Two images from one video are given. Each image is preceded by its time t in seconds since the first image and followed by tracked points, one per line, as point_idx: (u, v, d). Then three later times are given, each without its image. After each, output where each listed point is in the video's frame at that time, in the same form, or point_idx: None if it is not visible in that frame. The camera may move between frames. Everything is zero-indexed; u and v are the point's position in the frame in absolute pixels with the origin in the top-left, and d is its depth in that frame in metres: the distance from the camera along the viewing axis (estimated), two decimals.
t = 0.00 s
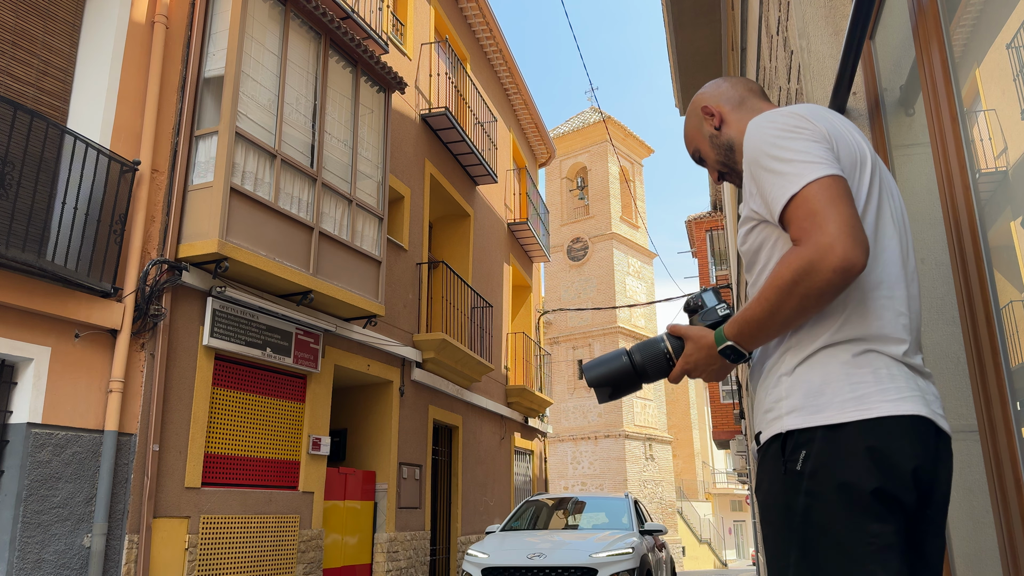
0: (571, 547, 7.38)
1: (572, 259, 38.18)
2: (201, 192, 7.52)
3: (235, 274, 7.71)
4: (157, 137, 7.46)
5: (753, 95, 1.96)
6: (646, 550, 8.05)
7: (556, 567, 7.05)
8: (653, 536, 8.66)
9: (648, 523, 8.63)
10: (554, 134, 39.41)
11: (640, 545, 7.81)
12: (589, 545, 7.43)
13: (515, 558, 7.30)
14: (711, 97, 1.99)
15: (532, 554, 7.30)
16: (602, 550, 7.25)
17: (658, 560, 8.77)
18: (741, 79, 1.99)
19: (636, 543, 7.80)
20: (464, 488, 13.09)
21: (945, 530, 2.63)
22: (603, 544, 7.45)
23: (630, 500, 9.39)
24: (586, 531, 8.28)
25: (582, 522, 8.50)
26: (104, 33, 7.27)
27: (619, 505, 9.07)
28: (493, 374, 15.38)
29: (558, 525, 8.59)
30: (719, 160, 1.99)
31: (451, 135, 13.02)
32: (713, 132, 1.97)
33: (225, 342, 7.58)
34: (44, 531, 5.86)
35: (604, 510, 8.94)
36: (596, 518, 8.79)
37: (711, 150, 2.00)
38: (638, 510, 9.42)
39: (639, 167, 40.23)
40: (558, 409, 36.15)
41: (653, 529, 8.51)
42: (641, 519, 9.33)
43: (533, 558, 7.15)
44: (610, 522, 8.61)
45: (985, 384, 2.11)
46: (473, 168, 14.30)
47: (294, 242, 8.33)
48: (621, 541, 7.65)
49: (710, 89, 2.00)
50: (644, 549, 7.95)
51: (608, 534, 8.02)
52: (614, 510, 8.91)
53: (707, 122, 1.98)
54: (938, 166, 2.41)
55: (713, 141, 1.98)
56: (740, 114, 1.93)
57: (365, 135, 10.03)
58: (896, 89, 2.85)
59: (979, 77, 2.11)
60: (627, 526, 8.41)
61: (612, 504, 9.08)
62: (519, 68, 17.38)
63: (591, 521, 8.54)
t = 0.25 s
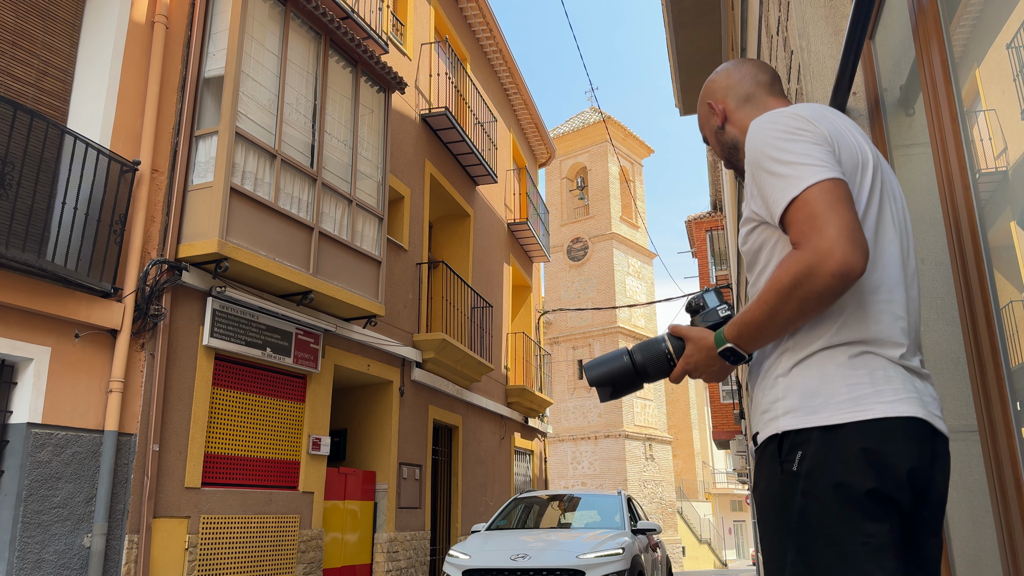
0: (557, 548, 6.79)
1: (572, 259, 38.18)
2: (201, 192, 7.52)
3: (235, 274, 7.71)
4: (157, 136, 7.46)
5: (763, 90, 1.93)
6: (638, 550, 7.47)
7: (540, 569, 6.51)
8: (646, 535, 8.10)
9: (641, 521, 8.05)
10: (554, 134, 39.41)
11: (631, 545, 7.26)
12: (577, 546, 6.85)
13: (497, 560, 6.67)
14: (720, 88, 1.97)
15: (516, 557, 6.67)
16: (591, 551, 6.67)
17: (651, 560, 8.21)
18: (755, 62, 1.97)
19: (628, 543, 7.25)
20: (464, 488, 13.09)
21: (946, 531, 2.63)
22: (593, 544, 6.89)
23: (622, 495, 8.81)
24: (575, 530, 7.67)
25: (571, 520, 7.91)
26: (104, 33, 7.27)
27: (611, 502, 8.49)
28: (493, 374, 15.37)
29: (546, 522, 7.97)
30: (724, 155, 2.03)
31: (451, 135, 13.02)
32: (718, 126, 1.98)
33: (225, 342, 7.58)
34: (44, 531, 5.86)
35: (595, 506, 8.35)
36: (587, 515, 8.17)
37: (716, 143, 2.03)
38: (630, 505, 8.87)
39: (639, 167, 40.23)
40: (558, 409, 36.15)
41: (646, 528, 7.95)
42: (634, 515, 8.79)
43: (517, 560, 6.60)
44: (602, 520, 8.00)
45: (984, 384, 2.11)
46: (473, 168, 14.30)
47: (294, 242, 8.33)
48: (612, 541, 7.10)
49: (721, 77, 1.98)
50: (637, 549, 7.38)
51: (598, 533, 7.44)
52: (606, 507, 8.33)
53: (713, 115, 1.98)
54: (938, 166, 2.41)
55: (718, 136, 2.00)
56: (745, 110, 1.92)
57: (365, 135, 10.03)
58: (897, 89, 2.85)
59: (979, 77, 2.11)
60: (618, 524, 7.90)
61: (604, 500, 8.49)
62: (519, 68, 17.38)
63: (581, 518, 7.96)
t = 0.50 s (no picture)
0: (541, 549, 6.30)
1: (572, 259, 38.18)
2: (201, 192, 7.52)
3: (235, 274, 7.71)
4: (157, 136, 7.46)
5: (771, 83, 1.92)
6: (628, 551, 6.96)
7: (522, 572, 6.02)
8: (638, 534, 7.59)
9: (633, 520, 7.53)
10: (554, 134, 39.41)
11: (621, 545, 6.77)
12: (563, 546, 6.36)
13: (477, 562, 6.19)
14: (729, 80, 1.97)
15: (497, 558, 6.17)
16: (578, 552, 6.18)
17: (644, 560, 7.70)
18: (767, 52, 1.97)
19: (618, 542, 6.75)
20: (464, 488, 13.09)
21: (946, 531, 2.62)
22: (579, 544, 6.40)
23: (614, 492, 8.29)
24: (562, 529, 7.16)
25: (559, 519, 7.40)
26: (104, 33, 7.27)
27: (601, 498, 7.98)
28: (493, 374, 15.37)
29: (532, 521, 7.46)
30: (732, 147, 2.04)
31: (451, 135, 13.02)
32: (725, 119, 1.99)
33: (225, 342, 7.58)
34: (44, 531, 5.85)
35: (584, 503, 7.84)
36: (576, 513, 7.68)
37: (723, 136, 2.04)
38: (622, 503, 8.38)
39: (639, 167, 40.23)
40: (558, 409, 36.14)
41: (639, 526, 7.43)
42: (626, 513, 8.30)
43: (497, 561, 6.12)
44: (592, 519, 7.50)
45: (984, 384, 2.11)
46: (473, 168, 14.30)
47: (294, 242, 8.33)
48: (601, 541, 6.60)
49: (733, 68, 1.97)
50: (627, 549, 6.88)
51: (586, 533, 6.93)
52: (597, 504, 7.81)
53: (722, 107, 1.99)
54: (938, 166, 2.41)
55: (726, 128, 2.01)
56: (753, 105, 1.92)
57: (365, 135, 10.03)
58: (897, 89, 2.85)
59: (979, 77, 2.11)
60: (608, 523, 7.38)
61: (594, 497, 7.98)
62: (519, 68, 17.38)
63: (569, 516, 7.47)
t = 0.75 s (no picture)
0: (522, 548, 5.83)
1: (572, 259, 38.18)
2: (201, 192, 7.52)
3: (235, 274, 7.71)
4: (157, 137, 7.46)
5: (778, 77, 1.92)
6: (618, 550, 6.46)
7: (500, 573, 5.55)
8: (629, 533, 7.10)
9: (624, 517, 7.04)
10: (554, 134, 39.41)
11: (611, 543, 6.30)
12: (547, 544, 5.89)
13: (452, 562, 5.71)
14: (737, 72, 1.97)
15: (473, 558, 5.70)
16: (563, 552, 5.72)
17: (637, 560, 7.22)
18: (775, 44, 1.96)
19: (607, 541, 6.28)
20: (464, 488, 13.09)
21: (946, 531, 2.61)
22: (565, 543, 5.94)
23: (605, 488, 7.80)
24: (549, 526, 6.68)
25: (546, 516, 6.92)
26: (104, 33, 7.27)
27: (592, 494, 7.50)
28: (493, 374, 15.37)
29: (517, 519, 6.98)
30: (737, 141, 2.04)
31: (451, 134, 13.02)
32: (731, 112, 1.99)
33: (225, 342, 7.58)
34: (43, 531, 5.85)
35: (573, 500, 7.36)
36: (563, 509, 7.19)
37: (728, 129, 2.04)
38: (613, 500, 7.92)
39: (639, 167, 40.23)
40: (558, 409, 36.13)
41: (630, 524, 6.95)
42: (618, 510, 7.82)
43: (473, 562, 5.64)
44: (580, 515, 7.02)
45: (984, 384, 2.11)
46: (473, 168, 14.30)
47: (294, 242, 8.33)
48: (589, 539, 6.14)
49: (742, 60, 1.97)
50: (618, 548, 6.41)
51: (572, 531, 6.44)
52: (587, 500, 7.32)
53: (728, 100, 1.99)
54: (938, 166, 2.41)
55: (731, 122, 2.01)
56: (759, 98, 1.92)
57: (365, 135, 10.03)
58: (896, 89, 2.85)
59: (979, 77, 2.11)
60: (597, 521, 6.88)
61: (583, 492, 7.48)
62: (519, 68, 17.38)
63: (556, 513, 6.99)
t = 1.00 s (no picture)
0: (499, 548, 5.45)
1: (572, 259, 38.20)
2: (201, 192, 7.53)
3: (235, 274, 7.71)
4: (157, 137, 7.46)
5: (783, 72, 1.92)
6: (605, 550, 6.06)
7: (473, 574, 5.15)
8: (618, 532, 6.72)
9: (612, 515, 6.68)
10: (554, 134, 39.42)
11: (598, 543, 5.93)
12: (526, 544, 5.52)
13: (422, 564, 5.32)
14: (742, 66, 1.97)
15: (445, 560, 5.32)
16: (542, 552, 5.37)
17: (626, 560, 6.86)
18: (780, 39, 1.95)
19: (593, 541, 5.90)
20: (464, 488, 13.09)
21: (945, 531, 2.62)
22: (546, 543, 5.57)
23: (592, 484, 7.41)
24: (531, 525, 6.30)
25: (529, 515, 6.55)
26: (104, 33, 7.28)
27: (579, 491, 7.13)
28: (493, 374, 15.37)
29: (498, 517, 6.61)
30: (740, 135, 2.04)
31: (451, 135, 13.02)
32: (735, 105, 1.99)
33: (225, 342, 7.58)
34: (44, 531, 5.85)
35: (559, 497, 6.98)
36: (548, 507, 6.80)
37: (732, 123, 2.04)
38: (602, 497, 7.55)
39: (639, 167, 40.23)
40: (558, 409, 36.13)
41: (619, 522, 6.58)
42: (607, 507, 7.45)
43: (446, 564, 5.25)
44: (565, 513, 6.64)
45: (985, 384, 2.11)
46: (473, 168, 14.30)
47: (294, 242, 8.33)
48: (574, 538, 5.76)
49: (748, 53, 1.96)
50: (604, 547, 6.04)
51: (555, 529, 6.06)
52: (573, 498, 6.93)
53: (733, 94, 1.98)
54: (938, 166, 2.42)
55: (735, 115, 2.01)
56: (763, 93, 1.93)
57: (365, 135, 10.03)
58: (896, 89, 2.85)
59: (979, 77, 2.12)
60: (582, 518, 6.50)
61: (570, 489, 7.10)
62: (519, 68, 17.38)
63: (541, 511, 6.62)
